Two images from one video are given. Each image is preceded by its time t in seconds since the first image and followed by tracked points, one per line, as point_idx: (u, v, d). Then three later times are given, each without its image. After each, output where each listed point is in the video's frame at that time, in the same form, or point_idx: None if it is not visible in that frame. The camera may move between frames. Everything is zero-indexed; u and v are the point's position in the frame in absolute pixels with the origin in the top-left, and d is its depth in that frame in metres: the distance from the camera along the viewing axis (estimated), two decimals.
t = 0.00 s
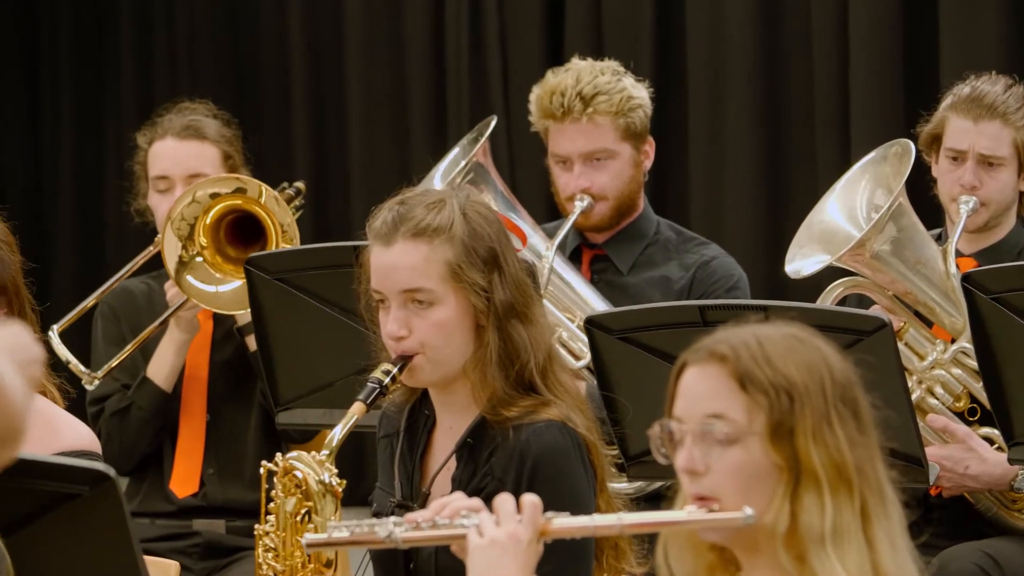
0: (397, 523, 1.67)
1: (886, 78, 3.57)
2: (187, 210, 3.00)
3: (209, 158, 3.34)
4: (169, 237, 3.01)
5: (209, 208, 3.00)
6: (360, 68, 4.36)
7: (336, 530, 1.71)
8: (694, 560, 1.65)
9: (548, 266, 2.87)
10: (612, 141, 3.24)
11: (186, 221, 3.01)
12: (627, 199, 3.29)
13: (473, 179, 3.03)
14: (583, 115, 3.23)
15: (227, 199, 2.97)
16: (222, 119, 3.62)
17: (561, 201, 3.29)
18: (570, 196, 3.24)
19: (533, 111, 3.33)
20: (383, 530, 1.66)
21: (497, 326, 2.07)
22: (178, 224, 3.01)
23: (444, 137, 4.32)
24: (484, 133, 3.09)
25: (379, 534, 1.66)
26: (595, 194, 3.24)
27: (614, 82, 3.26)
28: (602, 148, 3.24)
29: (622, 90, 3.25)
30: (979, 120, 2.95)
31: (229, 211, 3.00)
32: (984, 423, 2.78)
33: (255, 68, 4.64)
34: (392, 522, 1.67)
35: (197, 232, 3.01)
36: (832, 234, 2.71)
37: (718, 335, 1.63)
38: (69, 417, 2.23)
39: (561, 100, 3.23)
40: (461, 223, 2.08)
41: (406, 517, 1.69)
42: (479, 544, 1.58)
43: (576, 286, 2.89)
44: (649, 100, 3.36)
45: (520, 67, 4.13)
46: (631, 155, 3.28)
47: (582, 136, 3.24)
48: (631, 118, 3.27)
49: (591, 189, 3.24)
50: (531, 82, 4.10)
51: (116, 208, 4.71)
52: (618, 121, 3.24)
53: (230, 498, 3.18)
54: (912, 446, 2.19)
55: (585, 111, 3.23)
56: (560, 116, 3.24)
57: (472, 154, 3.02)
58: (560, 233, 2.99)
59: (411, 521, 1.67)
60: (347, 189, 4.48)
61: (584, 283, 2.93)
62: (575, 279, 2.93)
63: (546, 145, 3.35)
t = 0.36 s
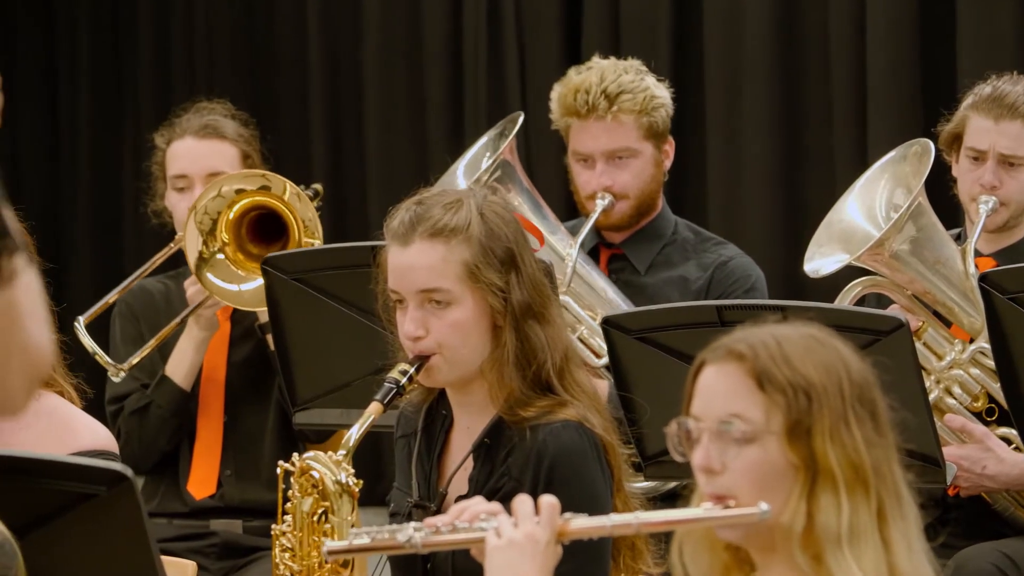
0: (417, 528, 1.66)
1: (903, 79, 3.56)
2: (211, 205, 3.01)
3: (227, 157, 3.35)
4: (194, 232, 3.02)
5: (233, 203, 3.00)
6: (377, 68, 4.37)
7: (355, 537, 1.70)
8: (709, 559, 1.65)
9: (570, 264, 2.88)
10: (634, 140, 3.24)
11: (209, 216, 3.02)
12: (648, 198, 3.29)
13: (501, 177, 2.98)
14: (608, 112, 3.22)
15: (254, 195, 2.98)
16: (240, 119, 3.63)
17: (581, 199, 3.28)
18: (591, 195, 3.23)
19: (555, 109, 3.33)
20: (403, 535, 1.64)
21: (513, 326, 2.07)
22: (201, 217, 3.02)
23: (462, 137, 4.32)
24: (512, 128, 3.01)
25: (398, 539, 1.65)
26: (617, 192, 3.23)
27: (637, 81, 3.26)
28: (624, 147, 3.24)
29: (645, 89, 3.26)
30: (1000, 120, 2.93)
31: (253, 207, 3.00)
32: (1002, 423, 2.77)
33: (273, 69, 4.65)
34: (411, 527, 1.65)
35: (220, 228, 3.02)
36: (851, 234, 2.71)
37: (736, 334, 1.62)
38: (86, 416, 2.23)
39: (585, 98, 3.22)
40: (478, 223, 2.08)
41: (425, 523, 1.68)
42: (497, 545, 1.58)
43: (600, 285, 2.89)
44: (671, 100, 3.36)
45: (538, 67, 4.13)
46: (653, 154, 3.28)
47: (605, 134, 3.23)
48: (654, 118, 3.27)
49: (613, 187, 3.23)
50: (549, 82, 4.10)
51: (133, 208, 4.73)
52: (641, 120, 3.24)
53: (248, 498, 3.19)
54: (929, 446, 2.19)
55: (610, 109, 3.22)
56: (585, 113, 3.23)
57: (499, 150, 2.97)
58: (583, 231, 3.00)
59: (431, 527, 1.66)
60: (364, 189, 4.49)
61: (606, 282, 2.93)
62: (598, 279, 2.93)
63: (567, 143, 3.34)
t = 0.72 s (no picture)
0: (438, 547, 1.66)
1: (915, 78, 3.56)
2: (221, 240, 3.00)
3: (240, 166, 3.35)
4: (212, 275, 3.00)
5: (246, 234, 2.98)
6: (389, 69, 4.37)
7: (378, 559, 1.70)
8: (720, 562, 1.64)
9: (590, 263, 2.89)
10: (654, 140, 3.24)
11: (222, 252, 3.00)
12: (665, 198, 3.29)
13: (524, 176, 2.94)
14: (630, 111, 3.22)
15: (267, 224, 2.96)
16: (252, 122, 3.64)
17: (597, 198, 3.28)
18: (609, 193, 3.23)
19: (574, 107, 3.32)
20: (423, 555, 1.65)
21: (526, 327, 2.07)
22: (215, 256, 3.00)
23: (474, 137, 4.32)
24: (537, 125, 2.96)
25: (419, 559, 1.65)
26: (635, 192, 3.23)
27: (659, 81, 3.26)
28: (644, 147, 3.23)
29: (666, 89, 3.26)
30: (1012, 119, 2.92)
31: (266, 235, 2.98)
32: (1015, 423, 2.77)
33: (285, 69, 4.65)
34: (432, 546, 1.66)
35: (238, 261, 3.01)
36: (864, 233, 2.71)
37: (744, 336, 1.62)
38: (96, 416, 2.24)
39: (608, 95, 3.21)
40: (491, 223, 2.08)
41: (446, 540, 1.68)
42: (511, 559, 1.58)
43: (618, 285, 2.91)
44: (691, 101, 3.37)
45: (550, 67, 4.13)
46: (671, 154, 3.28)
47: (627, 133, 3.22)
48: (674, 118, 3.27)
49: (631, 186, 3.23)
50: (561, 82, 4.10)
51: (145, 209, 4.74)
52: (662, 120, 3.25)
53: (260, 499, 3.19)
54: (941, 446, 2.18)
55: (632, 108, 3.22)
56: (607, 111, 3.22)
57: (523, 149, 2.91)
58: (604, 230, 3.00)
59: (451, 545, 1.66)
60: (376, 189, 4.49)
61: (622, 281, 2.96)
62: (618, 280, 2.95)
63: (584, 141, 3.33)
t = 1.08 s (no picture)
0: (443, 557, 1.66)
1: (919, 78, 3.56)
2: (216, 285, 2.95)
3: (242, 174, 3.35)
4: (222, 323, 2.98)
5: (239, 273, 2.94)
6: (394, 69, 4.37)
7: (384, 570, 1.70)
8: (724, 562, 1.65)
9: (599, 266, 2.91)
10: (662, 142, 3.23)
11: (222, 294, 2.96)
12: (672, 199, 3.29)
13: (535, 178, 2.93)
14: (639, 114, 3.20)
15: (258, 255, 2.92)
16: (254, 126, 3.64)
17: (606, 201, 3.28)
18: (617, 195, 3.23)
19: (583, 108, 3.31)
20: (429, 564, 1.65)
21: (531, 326, 2.07)
22: (216, 304, 2.96)
23: (479, 136, 4.31)
24: (548, 126, 2.96)
25: (426, 569, 1.65)
26: (643, 194, 3.23)
27: (668, 84, 3.25)
28: (653, 149, 3.23)
29: (675, 92, 3.25)
30: (1016, 118, 2.92)
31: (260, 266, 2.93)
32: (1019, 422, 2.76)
33: (290, 68, 4.65)
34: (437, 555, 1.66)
35: (241, 295, 2.97)
36: (869, 232, 2.71)
37: (744, 336, 1.63)
38: (102, 416, 2.24)
39: (617, 99, 3.20)
40: (496, 223, 2.08)
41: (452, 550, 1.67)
42: (516, 565, 1.58)
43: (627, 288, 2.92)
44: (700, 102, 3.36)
45: (553, 67, 4.13)
46: (679, 156, 3.28)
47: (635, 136, 3.22)
48: (683, 120, 3.27)
49: (639, 188, 3.23)
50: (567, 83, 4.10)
51: (149, 209, 4.74)
52: (671, 122, 3.24)
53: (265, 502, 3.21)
54: (945, 446, 2.18)
55: (641, 111, 3.21)
56: (616, 114, 3.21)
57: (534, 152, 2.91)
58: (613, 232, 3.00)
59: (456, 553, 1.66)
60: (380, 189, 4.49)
61: (632, 284, 2.97)
62: (627, 282, 2.97)
63: (593, 142, 3.32)
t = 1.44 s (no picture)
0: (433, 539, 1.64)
1: (913, 76, 3.56)
2: (196, 307, 3.01)
3: (229, 176, 3.35)
4: (208, 340, 3.00)
5: (216, 289, 3.01)
6: (389, 68, 4.37)
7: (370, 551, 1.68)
8: (719, 557, 1.65)
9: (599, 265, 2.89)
10: (661, 141, 3.23)
11: (204, 314, 3.01)
12: (671, 199, 3.30)
13: (535, 176, 2.93)
14: (638, 113, 3.20)
15: (231, 274, 3.01)
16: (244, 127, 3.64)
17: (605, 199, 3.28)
18: (616, 194, 3.23)
19: (583, 105, 3.31)
20: (418, 547, 1.63)
21: (525, 325, 2.07)
22: (200, 324, 3.00)
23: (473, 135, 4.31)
24: (546, 125, 2.97)
25: (414, 550, 1.63)
26: (641, 193, 3.23)
27: (668, 83, 3.25)
28: (652, 148, 3.23)
29: (674, 91, 3.25)
30: (1009, 117, 2.92)
31: (234, 280, 3.01)
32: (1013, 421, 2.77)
33: (285, 66, 4.64)
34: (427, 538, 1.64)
35: (222, 312, 3.02)
36: (863, 230, 2.71)
37: (746, 332, 1.63)
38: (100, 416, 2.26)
39: (617, 97, 3.20)
40: (491, 221, 2.08)
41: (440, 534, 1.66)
42: (509, 550, 1.58)
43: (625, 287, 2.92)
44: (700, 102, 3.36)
45: (548, 65, 4.12)
46: (678, 156, 3.28)
47: (635, 134, 3.21)
48: (682, 119, 3.27)
49: (637, 187, 3.23)
50: (562, 82, 4.10)
51: (142, 207, 4.73)
52: (670, 121, 3.24)
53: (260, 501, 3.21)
54: (940, 445, 2.19)
55: (640, 110, 3.20)
56: (615, 112, 3.21)
57: (532, 151, 2.92)
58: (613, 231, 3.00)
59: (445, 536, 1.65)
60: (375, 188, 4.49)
61: (631, 284, 2.97)
62: (624, 281, 2.96)
63: (592, 139, 3.32)
